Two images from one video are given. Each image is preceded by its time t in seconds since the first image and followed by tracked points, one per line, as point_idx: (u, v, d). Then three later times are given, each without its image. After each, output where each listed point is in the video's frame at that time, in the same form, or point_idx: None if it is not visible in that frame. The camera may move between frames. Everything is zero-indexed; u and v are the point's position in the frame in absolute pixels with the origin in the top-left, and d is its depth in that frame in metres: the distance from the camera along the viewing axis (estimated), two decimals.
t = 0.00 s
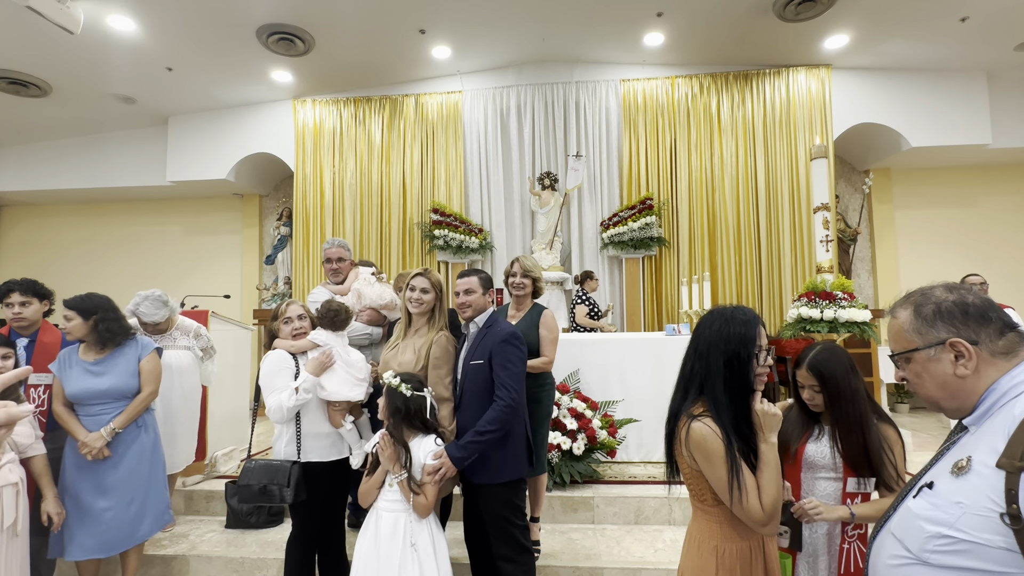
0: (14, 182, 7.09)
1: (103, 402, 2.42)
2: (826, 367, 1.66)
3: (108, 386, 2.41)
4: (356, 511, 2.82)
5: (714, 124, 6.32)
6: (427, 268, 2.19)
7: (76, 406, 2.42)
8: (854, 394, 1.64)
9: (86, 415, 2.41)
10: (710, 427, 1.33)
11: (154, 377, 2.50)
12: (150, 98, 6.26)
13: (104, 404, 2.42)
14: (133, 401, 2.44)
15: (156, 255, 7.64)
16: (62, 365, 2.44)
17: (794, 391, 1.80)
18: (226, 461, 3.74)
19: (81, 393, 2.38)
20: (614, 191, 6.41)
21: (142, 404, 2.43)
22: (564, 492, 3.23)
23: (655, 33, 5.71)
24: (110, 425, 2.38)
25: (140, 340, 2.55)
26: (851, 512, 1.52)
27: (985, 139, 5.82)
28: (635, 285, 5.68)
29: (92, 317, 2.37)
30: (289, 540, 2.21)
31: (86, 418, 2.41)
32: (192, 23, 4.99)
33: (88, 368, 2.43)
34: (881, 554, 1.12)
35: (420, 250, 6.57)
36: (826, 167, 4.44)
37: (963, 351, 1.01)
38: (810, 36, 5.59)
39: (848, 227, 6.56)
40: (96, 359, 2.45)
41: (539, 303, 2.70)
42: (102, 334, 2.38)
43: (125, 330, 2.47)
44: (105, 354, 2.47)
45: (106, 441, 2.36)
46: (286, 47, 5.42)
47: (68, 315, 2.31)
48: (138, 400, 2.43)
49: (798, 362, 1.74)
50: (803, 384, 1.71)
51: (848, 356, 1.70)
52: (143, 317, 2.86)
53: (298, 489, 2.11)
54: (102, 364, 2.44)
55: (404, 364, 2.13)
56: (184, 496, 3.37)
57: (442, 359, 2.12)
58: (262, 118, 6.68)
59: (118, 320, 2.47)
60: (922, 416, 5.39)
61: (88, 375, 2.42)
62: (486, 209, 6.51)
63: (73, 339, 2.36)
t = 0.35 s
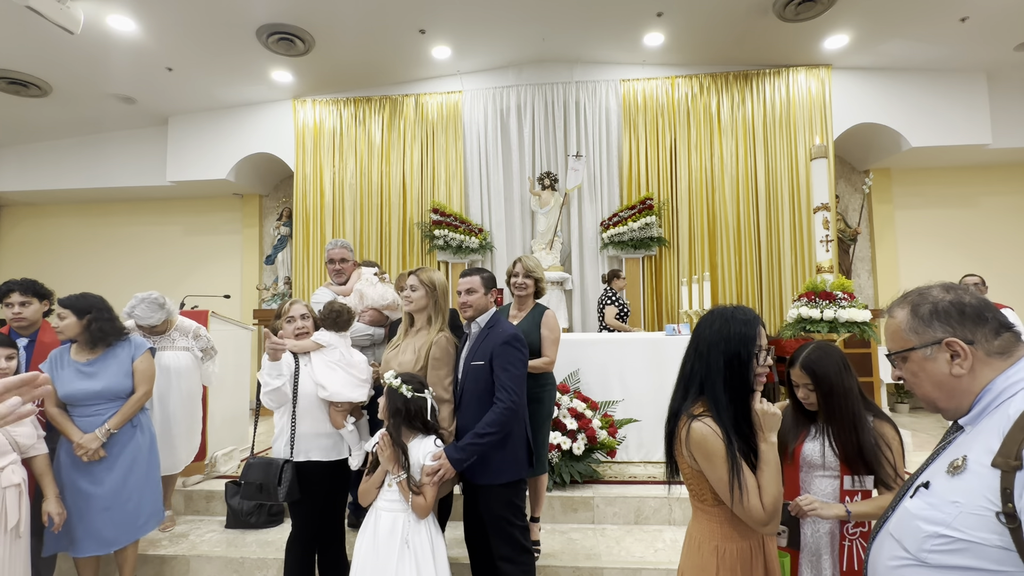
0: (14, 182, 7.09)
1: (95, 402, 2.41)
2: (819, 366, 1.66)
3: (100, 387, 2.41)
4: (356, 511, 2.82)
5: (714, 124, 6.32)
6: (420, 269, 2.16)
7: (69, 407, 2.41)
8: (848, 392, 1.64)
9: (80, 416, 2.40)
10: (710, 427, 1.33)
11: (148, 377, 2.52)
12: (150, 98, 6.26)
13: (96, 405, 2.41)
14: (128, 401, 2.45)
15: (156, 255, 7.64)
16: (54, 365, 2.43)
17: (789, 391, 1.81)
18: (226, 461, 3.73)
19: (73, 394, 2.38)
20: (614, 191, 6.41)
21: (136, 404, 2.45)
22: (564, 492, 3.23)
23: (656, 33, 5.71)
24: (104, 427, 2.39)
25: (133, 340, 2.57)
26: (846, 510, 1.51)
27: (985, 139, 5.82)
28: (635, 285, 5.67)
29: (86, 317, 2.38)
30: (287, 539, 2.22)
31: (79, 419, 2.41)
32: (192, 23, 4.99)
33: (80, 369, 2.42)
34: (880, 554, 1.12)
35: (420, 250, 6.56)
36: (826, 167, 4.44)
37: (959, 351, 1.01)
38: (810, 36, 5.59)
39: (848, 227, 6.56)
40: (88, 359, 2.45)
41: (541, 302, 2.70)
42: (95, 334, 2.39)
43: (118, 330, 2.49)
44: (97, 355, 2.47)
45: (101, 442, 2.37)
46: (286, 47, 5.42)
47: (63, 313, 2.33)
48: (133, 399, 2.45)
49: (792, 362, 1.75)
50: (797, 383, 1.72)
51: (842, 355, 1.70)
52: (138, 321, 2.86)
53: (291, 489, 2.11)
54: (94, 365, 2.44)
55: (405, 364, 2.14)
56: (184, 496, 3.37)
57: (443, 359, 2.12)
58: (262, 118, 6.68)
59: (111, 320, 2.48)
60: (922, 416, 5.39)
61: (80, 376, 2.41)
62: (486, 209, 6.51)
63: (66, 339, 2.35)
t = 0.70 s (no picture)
0: (14, 182, 7.09)
1: (98, 400, 2.41)
2: (824, 365, 1.66)
3: (104, 384, 2.41)
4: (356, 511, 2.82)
5: (714, 124, 6.32)
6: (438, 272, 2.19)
7: (71, 405, 2.41)
8: (853, 392, 1.64)
9: (82, 415, 2.40)
10: (711, 430, 1.33)
11: (152, 376, 2.52)
12: (150, 98, 6.26)
13: (101, 404, 2.42)
14: (131, 400, 2.45)
15: (157, 255, 7.64)
16: (59, 362, 2.43)
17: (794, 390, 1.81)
18: (226, 461, 3.73)
19: (76, 392, 2.38)
20: (614, 191, 6.41)
21: (139, 403, 2.45)
22: (564, 492, 3.23)
23: (655, 33, 5.71)
24: (107, 425, 2.38)
25: (138, 339, 2.56)
26: (852, 508, 1.50)
27: (985, 139, 5.82)
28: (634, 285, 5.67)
29: (103, 313, 2.43)
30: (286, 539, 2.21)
31: (82, 417, 2.40)
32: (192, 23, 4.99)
33: (84, 366, 2.42)
34: (881, 554, 1.12)
35: (420, 250, 6.56)
36: (826, 167, 4.44)
37: (956, 351, 1.01)
38: (809, 36, 5.59)
39: (848, 227, 6.56)
40: (91, 357, 2.45)
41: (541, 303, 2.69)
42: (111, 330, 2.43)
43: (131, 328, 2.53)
44: (102, 352, 2.47)
45: (104, 441, 2.37)
46: (286, 47, 5.42)
47: (78, 310, 2.34)
48: (136, 399, 2.45)
49: (799, 361, 1.75)
50: (804, 383, 1.71)
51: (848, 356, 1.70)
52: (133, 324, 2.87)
53: (290, 488, 2.11)
54: (98, 363, 2.44)
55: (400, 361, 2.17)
56: (184, 496, 3.37)
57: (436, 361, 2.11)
58: (262, 118, 6.68)
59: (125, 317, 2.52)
60: (922, 416, 5.39)
61: (85, 373, 2.41)
62: (486, 209, 6.51)
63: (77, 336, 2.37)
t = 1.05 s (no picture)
0: (14, 182, 7.09)
1: (108, 398, 2.42)
2: (839, 370, 1.65)
3: (113, 383, 2.42)
4: (355, 510, 2.83)
5: (714, 124, 6.32)
6: (443, 272, 2.13)
7: (76, 405, 2.41)
8: (867, 399, 1.63)
9: (89, 415, 2.40)
10: (714, 431, 1.33)
11: (158, 377, 2.53)
12: (150, 98, 6.26)
13: (109, 403, 2.43)
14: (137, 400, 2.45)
15: (157, 255, 7.64)
16: (63, 361, 2.42)
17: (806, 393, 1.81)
18: (226, 461, 3.73)
19: (84, 390, 2.38)
20: (614, 191, 6.41)
21: (147, 402, 2.45)
22: (563, 492, 3.23)
23: (656, 33, 5.71)
24: (116, 424, 2.38)
25: (145, 340, 2.58)
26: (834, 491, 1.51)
27: (985, 139, 5.82)
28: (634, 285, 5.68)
29: (120, 313, 2.47)
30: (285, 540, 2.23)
31: (89, 417, 2.40)
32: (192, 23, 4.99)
33: (91, 365, 2.43)
34: (879, 554, 1.12)
35: (420, 250, 6.56)
36: (826, 167, 4.44)
37: (953, 350, 1.01)
38: (809, 36, 5.59)
39: (848, 227, 6.56)
40: (98, 357, 2.46)
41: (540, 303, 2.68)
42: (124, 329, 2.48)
43: (139, 330, 2.56)
44: (109, 351, 2.48)
45: (112, 440, 2.36)
46: (286, 47, 5.42)
47: (100, 309, 2.38)
48: (142, 399, 2.45)
49: (813, 364, 1.74)
50: (817, 387, 1.71)
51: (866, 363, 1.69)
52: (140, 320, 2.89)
53: (282, 492, 2.12)
54: (104, 361, 2.45)
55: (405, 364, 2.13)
56: (184, 496, 3.37)
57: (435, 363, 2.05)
58: (262, 118, 6.68)
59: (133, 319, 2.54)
60: (922, 416, 5.39)
61: (92, 373, 2.42)
62: (486, 209, 6.51)
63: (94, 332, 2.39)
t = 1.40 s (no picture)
0: (14, 182, 7.09)
1: (113, 398, 2.42)
2: (842, 372, 1.64)
3: (118, 382, 2.42)
4: (355, 511, 2.83)
5: (714, 124, 6.32)
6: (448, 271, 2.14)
7: (80, 404, 2.40)
8: (870, 401, 1.63)
9: (93, 415, 2.40)
10: (720, 432, 1.33)
11: (161, 377, 2.53)
12: (150, 97, 6.26)
13: (114, 403, 2.43)
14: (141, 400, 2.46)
15: (157, 255, 7.64)
16: (64, 361, 2.40)
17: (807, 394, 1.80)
18: (226, 462, 3.74)
19: (89, 390, 2.37)
20: (614, 191, 6.41)
21: (150, 403, 2.46)
22: (563, 492, 3.23)
23: (656, 33, 5.71)
24: (121, 423, 2.38)
25: (148, 341, 2.59)
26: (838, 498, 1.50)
27: (985, 139, 5.82)
28: (634, 285, 5.68)
29: (125, 313, 2.48)
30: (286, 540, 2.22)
31: (93, 417, 2.40)
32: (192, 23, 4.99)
33: (95, 365, 2.42)
34: (879, 554, 1.12)
35: (420, 250, 6.57)
36: (826, 166, 4.45)
37: (952, 351, 1.01)
38: (809, 36, 5.59)
39: (848, 227, 6.57)
40: (103, 356, 2.45)
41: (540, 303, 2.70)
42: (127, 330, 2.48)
43: (141, 330, 2.57)
44: (112, 350, 2.48)
45: (118, 439, 2.36)
46: (286, 47, 5.42)
47: (105, 308, 2.38)
48: (146, 399, 2.46)
49: (814, 365, 1.73)
50: (818, 388, 1.70)
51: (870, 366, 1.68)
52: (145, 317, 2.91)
53: (279, 492, 2.12)
54: (109, 360, 2.45)
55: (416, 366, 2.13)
56: (183, 496, 3.36)
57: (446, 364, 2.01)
58: (262, 118, 6.68)
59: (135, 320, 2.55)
60: (922, 416, 5.39)
61: (96, 373, 2.41)
62: (486, 209, 6.51)
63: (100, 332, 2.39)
